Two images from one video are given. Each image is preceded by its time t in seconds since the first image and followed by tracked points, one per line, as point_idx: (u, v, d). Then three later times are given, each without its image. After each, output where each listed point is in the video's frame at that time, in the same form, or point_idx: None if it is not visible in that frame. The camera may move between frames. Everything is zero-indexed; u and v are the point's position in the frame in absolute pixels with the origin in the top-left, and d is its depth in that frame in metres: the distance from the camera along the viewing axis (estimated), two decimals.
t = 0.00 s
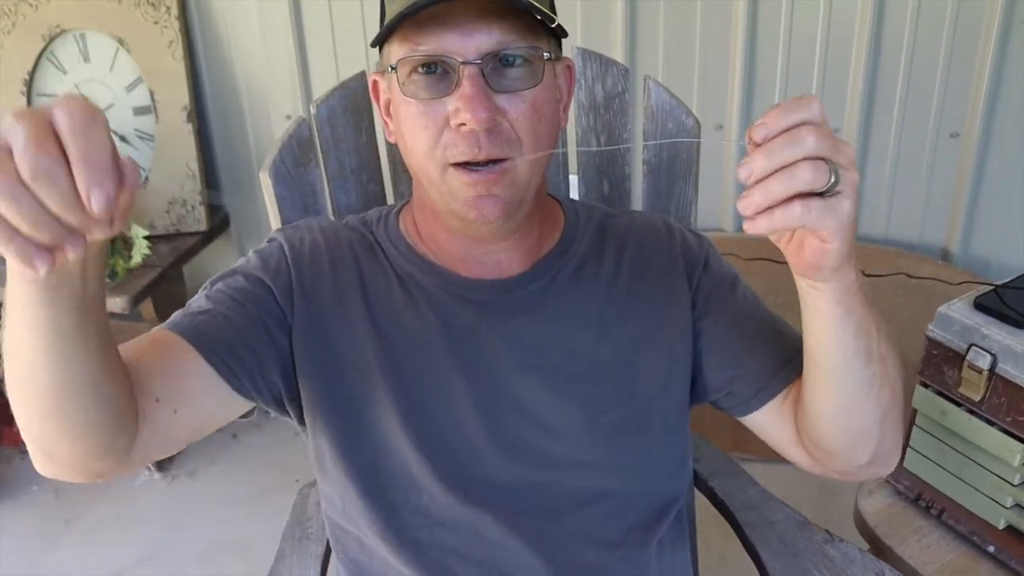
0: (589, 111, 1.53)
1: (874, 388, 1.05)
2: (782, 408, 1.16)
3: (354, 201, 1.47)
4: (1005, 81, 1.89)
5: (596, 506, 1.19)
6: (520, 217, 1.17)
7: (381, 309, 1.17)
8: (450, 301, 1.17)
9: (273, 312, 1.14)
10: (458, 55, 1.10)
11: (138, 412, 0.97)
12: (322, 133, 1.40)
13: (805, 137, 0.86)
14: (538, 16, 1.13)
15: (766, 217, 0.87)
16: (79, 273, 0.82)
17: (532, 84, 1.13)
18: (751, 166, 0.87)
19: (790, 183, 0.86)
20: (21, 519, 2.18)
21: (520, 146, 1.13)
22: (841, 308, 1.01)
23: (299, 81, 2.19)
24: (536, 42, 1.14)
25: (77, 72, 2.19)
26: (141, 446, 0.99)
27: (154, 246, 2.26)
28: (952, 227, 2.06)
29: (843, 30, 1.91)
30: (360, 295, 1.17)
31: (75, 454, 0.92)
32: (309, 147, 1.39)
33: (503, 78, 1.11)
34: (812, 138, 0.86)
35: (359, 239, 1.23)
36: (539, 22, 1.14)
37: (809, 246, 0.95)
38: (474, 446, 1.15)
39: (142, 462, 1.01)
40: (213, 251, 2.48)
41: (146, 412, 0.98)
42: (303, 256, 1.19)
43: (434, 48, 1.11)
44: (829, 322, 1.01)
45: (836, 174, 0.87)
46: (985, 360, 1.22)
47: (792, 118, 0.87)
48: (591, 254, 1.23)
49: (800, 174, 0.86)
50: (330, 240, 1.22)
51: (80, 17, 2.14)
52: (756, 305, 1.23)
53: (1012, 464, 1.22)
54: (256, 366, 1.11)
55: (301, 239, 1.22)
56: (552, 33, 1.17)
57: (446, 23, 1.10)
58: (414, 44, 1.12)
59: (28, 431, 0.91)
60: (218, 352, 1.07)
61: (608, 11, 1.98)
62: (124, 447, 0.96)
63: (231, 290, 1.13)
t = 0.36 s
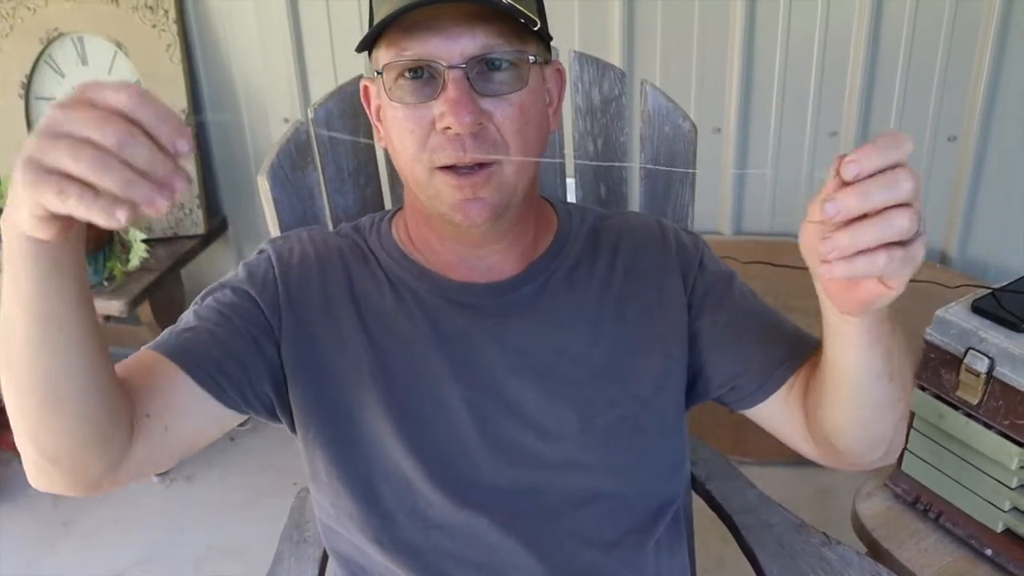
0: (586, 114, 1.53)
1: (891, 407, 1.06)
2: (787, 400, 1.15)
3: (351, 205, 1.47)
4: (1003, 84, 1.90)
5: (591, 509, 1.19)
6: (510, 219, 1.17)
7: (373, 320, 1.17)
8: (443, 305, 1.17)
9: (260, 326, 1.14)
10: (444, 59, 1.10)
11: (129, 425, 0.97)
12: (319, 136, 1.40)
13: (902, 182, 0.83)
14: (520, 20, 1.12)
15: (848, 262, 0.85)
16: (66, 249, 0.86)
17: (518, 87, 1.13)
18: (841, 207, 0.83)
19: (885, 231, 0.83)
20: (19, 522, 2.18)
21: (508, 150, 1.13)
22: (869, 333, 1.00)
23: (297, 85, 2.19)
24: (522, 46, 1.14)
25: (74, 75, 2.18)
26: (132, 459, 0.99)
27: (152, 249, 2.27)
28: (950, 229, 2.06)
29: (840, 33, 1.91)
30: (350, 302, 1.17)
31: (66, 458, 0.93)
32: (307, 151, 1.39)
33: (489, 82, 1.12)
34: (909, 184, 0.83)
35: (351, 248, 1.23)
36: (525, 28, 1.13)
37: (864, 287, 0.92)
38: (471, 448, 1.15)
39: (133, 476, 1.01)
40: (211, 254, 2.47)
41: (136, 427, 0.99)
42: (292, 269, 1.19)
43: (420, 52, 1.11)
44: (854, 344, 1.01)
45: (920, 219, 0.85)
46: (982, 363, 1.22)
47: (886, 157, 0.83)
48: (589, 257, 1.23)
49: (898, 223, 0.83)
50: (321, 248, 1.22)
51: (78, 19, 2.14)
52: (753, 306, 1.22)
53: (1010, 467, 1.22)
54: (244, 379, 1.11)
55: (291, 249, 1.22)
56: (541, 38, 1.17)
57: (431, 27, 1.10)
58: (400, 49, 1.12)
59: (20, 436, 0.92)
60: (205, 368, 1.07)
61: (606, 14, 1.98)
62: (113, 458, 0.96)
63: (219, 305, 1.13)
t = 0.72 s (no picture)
0: (590, 117, 1.53)
1: (865, 421, 1.07)
2: (778, 419, 1.17)
3: (355, 208, 1.47)
4: (1006, 86, 1.90)
5: (594, 512, 1.19)
6: (519, 223, 1.17)
7: (379, 323, 1.17)
8: (448, 308, 1.17)
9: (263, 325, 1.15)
10: (451, 61, 1.11)
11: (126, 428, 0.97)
12: (324, 140, 1.40)
13: (817, 200, 0.86)
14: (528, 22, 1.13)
15: (774, 281, 0.87)
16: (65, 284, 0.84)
17: (525, 90, 1.13)
18: (762, 231, 0.86)
19: (805, 249, 0.85)
20: (23, 524, 2.19)
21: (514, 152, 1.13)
22: (832, 349, 1.02)
23: (301, 87, 2.20)
24: (529, 48, 1.15)
25: (79, 78, 2.19)
26: (126, 459, 0.99)
27: (156, 252, 2.26)
28: (954, 231, 2.07)
29: (843, 35, 1.91)
30: (355, 305, 1.18)
31: (61, 462, 0.93)
32: (311, 154, 1.39)
33: (497, 84, 1.12)
34: (824, 201, 0.86)
35: (354, 251, 1.24)
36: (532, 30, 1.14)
37: (808, 304, 0.94)
38: (476, 451, 1.15)
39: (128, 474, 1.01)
40: (214, 256, 2.48)
41: (133, 428, 0.99)
42: (296, 271, 1.20)
43: (427, 55, 1.11)
44: (819, 361, 1.03)
45: (848, 234, 0.87)
46: (986, 365, 1.23)
47: (800, 180, 0.87)
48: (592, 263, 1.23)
49: (816, 238, 0.85)
50: (324, 249, 1.23)
51: (83, 22, 2.15)
52: (754, 313, 1.23)
53: (1013, 469, 1.22)
54: (242, 377, 1.11)
55: (296, 251, 1.23)
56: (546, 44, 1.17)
57: (438, 30, 1.11)
58: (408, 52, 1.12)
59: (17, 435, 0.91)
60: (205, 366, 1.07)
61: (609, 16, 1.98)
62: (110, 460, 0.96)
63: (220, 304, 1.14)
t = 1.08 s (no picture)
0: (590, 117, 1.53)
1: (868, 429, 1.07)
2: (779, 418, 1.17)
3: (356, 209, 1.46)
4: (1006, 87, 1.90)
5: (593, 512, 1.19)
6: (518, 224, 1.17)
7: (377, 322, 1.17)
8: (448, 310, 1.17)
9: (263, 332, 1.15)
10: (451, 66, 1.11)
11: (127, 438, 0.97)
12: (324, 140, 1.40)
13: (825, 230, 0.85)
14: (528, 26, 1.14)
15: (780, 309, 0.87)
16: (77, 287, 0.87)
17: (524, 93, 1.13)
18: (768, 260, 0.85)
19: (812, 279, 0.85)
20: (23, 524, 2.19)
21: (513, 155, 1.13)
22: (837, 367, 1.02)
23: (301, 88, 2.20)
24: (527, 52, 1.15)
25: (80, 78, 2.19)
26: (131, 470, 0.99)
27: (157, 252, 2.27)
28: (954, 231, 2.07)
29: (843, 36, 1.91)
30: (355, 309, 1.17)
31: (64, 474, 0.94)
32: (311, 154, 1.39)
33: (496, 88, 1.12)
34: (832, 232, 0.85)
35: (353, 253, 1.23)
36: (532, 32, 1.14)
37: (813, 327, 0.95)
38: (476, 453, 1.15)
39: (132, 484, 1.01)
40: (214, 256, 2.48)
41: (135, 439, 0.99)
42: (293, 276, 1.19)
43: (426, 60, 1.11)
44: (822, 378, 1.03)
45: (855, 264, 0.86)
46: (986, 366, 1.23)
47: (807, 209, 0.85)
48: (593, 262, 1.23)
49: (824, 270, 0.85)
50: (323, 253, 1.22)
51: (84, 23, 2.15)
52: (753, 314, 1.22)
53: (1013, 471, 1.22)
54: (244, 385, 1.11)
55: (294, 255, 1.22)
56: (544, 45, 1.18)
57: (437, 35, 1.11)
58: (406, 57, 1.12)
59: (20, 438, 0.92)
60: (205, 375, 1.07)
61: (609, 17, 1.98)
62: (113, 470, 0.97)
63: (220, 313, 1.13)
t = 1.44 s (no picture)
0: (592, 128, 1.53)
1: (875, 438, 1.07)
2: (783, 426, 1.16)
3: (358, 220, 1.47)
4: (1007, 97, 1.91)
5: (595, 523, 1.19)
6: (522, 238, 1.18)
7: (376, 338, 1.18)
8: (447, 323, 1.18)
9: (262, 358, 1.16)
10: (461, 81, 1.11)
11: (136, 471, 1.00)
12: (327, 152, 1.40)
13: (869, 218, 0.87)
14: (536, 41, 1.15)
15: (816, 296, 0.87)
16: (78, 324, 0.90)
17: (531, 108, 1.14)
18: (811, 242, 0.86)
19: (853, 265, 0.85)
20: (25, 534, 2.19)
21: (520, 170, 1.14)
22: (848, 375, 1.02)
23: (303, 98, 2.20)
24: (534, 67, 1.16)
25: (83, 89, 2.20)
26: (140, 501, 1.02)
27: (160, 262, 2.27)
28: (956, 240, 2.07)
29: (844, 46, 1.92)
30: (354, 327, 1.18)
31: (74, 506, 0.97)
32: (314, 166, 1.40)
33: (504, 102, 1.12)
34: (876, 220, 0.87)
35: (353, 268, 1.24)
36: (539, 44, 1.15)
37: (837, 325, 0.95)
38: (477, 465, 1.16)
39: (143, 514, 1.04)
40: (217, 267, 2.48)
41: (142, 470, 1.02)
42: (292, 294, 1.20)
43: (437, 76, 1.12)
44: (833, 385, 1.03)
45: (890, 257, 0.88)
46: (987, 376, 1.23)
47: (850, 198, 0.87)
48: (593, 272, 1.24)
49: (865, 256, 0.85)
50: (323, 269, 1.23)
51: (87, 34, 2.16)
52: (755, 323, 1.23)
53: (1015, 481, 1.22)
54: (244, 412, 1.12)
55: (293, 274, 1.23)
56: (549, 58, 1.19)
57: (448, 50, 1.11)
58: (417, 72, 1.12)
59: (29, 470, 0.95)
60: (205, 404, 1.08)
61: (611, 28, 2.00)
62: (122, 502, 0.99)
63: (220, 338, 1.14)
